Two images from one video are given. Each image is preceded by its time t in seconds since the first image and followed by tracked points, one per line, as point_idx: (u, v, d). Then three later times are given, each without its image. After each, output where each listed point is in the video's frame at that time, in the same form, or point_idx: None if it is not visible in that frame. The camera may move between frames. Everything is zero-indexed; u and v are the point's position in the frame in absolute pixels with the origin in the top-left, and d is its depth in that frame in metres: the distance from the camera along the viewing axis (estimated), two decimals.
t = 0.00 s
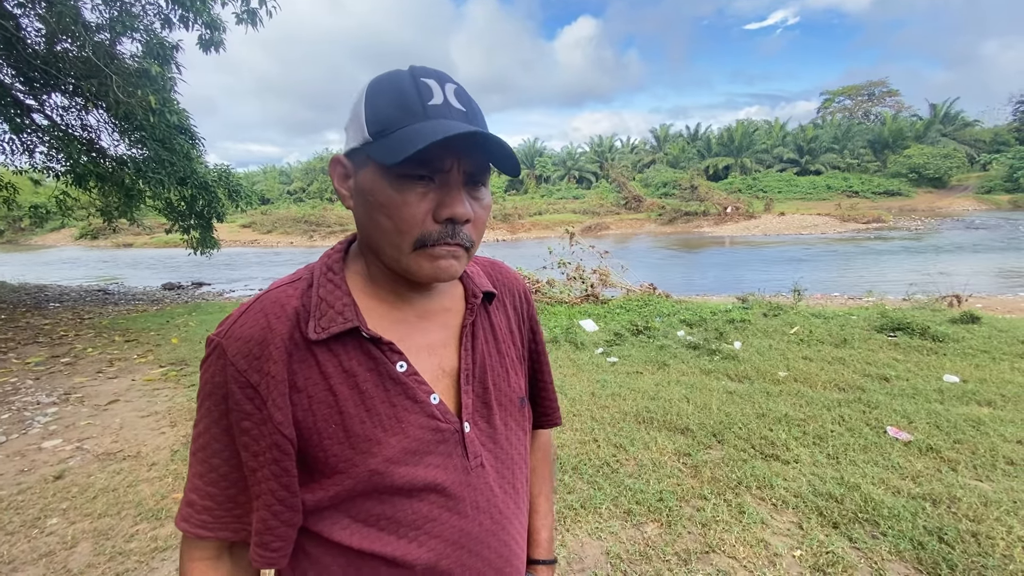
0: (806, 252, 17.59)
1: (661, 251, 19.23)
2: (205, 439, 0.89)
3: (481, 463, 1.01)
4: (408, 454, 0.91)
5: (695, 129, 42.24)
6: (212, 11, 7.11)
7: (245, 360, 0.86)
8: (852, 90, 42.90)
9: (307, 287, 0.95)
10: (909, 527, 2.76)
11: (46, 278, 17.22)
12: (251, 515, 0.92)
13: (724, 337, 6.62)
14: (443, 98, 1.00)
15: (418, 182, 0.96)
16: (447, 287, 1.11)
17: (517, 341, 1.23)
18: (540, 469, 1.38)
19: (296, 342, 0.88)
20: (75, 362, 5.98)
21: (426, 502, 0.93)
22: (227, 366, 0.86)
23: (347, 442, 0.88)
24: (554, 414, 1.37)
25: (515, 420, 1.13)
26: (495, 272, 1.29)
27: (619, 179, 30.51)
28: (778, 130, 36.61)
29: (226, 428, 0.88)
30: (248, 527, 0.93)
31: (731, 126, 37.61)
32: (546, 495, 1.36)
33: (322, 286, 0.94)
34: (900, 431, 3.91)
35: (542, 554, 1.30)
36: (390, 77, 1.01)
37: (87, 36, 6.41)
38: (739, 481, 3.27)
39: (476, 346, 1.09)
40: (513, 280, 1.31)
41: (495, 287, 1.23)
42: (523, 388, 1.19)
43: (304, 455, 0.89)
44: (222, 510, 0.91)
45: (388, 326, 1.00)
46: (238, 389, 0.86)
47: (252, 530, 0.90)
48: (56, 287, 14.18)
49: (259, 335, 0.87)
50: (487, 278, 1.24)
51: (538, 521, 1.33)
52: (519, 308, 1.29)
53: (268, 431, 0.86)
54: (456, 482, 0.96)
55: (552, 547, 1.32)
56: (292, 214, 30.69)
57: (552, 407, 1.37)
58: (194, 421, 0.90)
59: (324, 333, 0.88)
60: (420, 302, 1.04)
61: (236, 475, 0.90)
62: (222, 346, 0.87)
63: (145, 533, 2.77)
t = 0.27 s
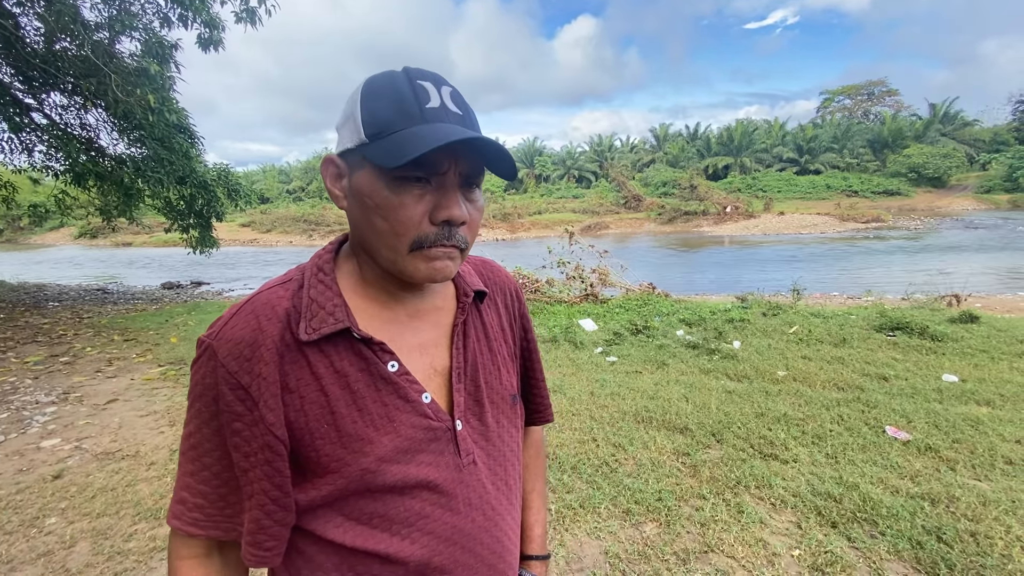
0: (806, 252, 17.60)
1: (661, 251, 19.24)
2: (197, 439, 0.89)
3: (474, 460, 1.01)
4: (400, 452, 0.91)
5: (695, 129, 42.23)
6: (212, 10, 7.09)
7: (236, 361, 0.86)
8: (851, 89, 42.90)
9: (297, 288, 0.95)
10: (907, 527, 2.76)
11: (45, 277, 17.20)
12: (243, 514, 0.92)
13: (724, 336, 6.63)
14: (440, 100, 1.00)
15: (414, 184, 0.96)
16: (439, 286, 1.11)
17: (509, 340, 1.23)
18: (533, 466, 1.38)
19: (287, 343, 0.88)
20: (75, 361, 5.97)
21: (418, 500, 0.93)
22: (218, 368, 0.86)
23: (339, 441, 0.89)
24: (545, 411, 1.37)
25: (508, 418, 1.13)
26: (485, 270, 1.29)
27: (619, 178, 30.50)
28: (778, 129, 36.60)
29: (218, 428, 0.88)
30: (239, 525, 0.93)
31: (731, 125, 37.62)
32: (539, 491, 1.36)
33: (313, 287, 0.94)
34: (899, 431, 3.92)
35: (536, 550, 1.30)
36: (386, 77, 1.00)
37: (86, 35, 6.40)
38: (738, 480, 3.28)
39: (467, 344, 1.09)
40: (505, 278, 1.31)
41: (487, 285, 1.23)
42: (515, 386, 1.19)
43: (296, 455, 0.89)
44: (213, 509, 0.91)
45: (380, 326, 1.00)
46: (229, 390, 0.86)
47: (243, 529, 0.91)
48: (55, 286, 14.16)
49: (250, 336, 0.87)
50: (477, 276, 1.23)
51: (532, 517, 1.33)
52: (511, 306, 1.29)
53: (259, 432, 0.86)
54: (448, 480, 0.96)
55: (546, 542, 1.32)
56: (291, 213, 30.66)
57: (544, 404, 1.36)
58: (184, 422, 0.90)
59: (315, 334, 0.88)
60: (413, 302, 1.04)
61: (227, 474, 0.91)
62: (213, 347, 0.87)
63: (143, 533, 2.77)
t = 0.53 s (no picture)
0: (806, 251, 17.61)
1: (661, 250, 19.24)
2: (189, 441, 0.90)
3: (467, 460, 1.01)
4: (391, 454, 0.91)
5: (695, 128, 42.22)
6: (211, 9, 7.09)
7: (226, 367, 0.87)
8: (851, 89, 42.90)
9: (288, 294, 0.95)
10: (906, 527, 2.77)
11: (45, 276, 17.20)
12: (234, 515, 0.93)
13: (724, 336, 6.64)
14: (423, 104, 1.00)
15: (400, 189, 0.96)
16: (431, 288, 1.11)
17: (503, 340, 1.23)
18: (529, 464, 1.38)
19: (276, 349, 0.88)
20: (75, 361, 5.97)
21: (411, 499, 0.94)
22: (209, 373, 0.87)
23: (330, 444, 0.89)
24: (542, 408, 1.37)
25: (502, 418, 1.14)
26: (479, 270, 1.29)
27: (619, 178, 30.50)
28: (778, 129, 36.60)
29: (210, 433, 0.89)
30: (230, 525, 0.94)
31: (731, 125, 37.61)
32: (537, 489, 1.36)
33: (302, 292, 0.95)
34: (898, 431, 3.92)
35: (534, 549, 1.30)
36: (368, 83, 1.00)
37: (86, 34, 6.40)
38: (738, 480, 3.28)
39: (459, 345, 1.09)
40: (499, 277, 1.31)
41: (480, 285, 1.23)
42: (509, 386, 1.19)
43: (288, 457, 0.90)
44: (204, 509, 0.92)
45: (371, 329, 1.00)
46: (220, 395, 0.87)
47: (235, 529, 0.92)
48: (56, 285, 14.15)
49: (240, 343, 0.87)
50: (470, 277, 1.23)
51: (530, 515, 1.34)
52: (505, 306, 1.28)
53: (251, 435, 0.87)
54: (441, 479, 0.97)
55: (545, 540, 1.33)
56: (291, 213, 30.66)
57: (541, 403, 1.36)
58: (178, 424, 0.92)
59: (304, 339, 0.89)
60: (404, 305, 1.04)
61: (218, 476, 0.92)
62: (203, 354, 0.88)
63: (143, 532, 2.78)
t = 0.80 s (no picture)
0: (806, 251, 17.60)
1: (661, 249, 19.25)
2: (184, 443, 0.91)
3: (464, 456, 1.01)
4: (387, 450, 0.92)
5: (696, 128, 42.19)
6: (212, 8, 7.09)
7: (222, 368, 0.87)
8: (853, 89, 42.85)
9: (281, 295, 0.96)
10: (906, 527, 2.77)
11: (46, 275, 17.22)
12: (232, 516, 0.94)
13: (724, 336, 6.64)
14: (398, 100, 0.99)
15: (379, 186, 0.96)
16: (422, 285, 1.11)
17: (499, 336, 1.23)
18: (529, 460, 1.38)
19: (270, 348, 0.89)
20: (75, 359, 5.98)
21: (408, 495, 0.94)
22: (205, 375, 0.87)
23: (326, 441, 0.90)
24: (541, 404, 1.37)
25: (499, 413, 1.14)
26: (475, 268, 1.28)
27: (620, 177, 30.50)
28: (779, 128, 36.57)
29: (204, 435, 0.90)
30: (228, 526, 0.95)
31: (732, 124, 37.58)
32: (537, 485, 1.37)
33: (295, 292, 0.95)
34: (898, 430, 3.92)
35: (535, 544, 1.31)
36: (344, 83, 1.01)
37: (87, 32, 6.40)
38: (737, 480, 3.28)
39: (454, 342, 1.09)
40: (495, 274, 1.31)
41: (475, 282, 1.23)
42: (506, 381, 1.19)
43: (285, 455, 0.91)
44: (202, 512, 0.93)
45: (365, 328, 1.00)
46: (215, 396, 0.87)
47: (234, 530, 0.93)
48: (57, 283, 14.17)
49: (235, 343, 0.88)
50: (466, 274, 1.23)
51: (530, 511, 1.34)
52: (501, 303, 1.28)
53: (248, 435, 0.88)
54: (438, 475, 0.97)
55: (545, 536, 1.33)
56: (292, 211, 30.67)
57: (540, 399, 1.36)
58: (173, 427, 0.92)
59: (297, 339, 0.89)
60: (395, 302, 1.04)
61: (215, 477, 0.92)
62: (198, 356, 0.88)
63: (144, 530, 2.78)
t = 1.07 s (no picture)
0: (808, 251, 17.57)
1: (663, 249, 19.25)
2: (202, 451, 0.89)
3: (471, 450, 1.02)
4: (398, 443, 0.92)
5: (698, 127, 42.14)
6: (214, 6, 7.09)
7: (239, 364, 0.87)
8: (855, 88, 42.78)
9: (292, 291, 0.96)
10: (906, 526, 2.77)
11: (49, 272, 17.27)
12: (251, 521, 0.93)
13: (725, 335, 6.63)
14: (396, 93, 0.99)
15: (378, 178, 0.97)
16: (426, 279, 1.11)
17: (503, 331, 1.23)
18: (530, 457, 1.39)
19: (284, 342, 0.89)
20: (78, 356, 6.00)
21: (417, 489, 0.95)
22: (220, 372, 0.86)
23: (339, 435, 0.90)
24: (543, 401, 1.38)
25: (503, 409, 1.15)
26: (478, 265, 1.29)
27: (621, 176, 30.48)
28: (781, 128, 36.53)
29: (223, 438, 0.88)
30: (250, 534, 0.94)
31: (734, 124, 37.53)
32: (539, 481, 1.37)
33: (306, 288, 0.95)
34: (899, 430, 3.92)
35: (536, 539, 1.31)
36: (345, 80, 1.02)
37: (89, 30, 6.41)
38: (737, 479, 3.28)
39: (461, 338, 1.10)
40: (498, 271, 1.32)
41: (478, 278, 1.24)
42: (509, 377, 1.20)
43: (298, 451, 0.91)
44: (225, 523, 0.91)
45: (374, 323, 1.01)
46: (231, 393, 0.86)
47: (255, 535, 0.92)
48: (59, 281, 14.20)
49: (250, 339, 0.88)
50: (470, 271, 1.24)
51: (532, 507, 1.34)
52: (504, 299, 1.29)
53: (264, 432, 0.87)
54: (447, 469, 0.98)
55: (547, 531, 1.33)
56: (293, 210, 30.69)
57: (541, 395, 1.37)
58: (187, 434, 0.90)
59: (311, 333, 0.89)
60: (400, 296, 1.05)
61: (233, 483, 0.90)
62: (213, 353, 0.87)
63: (146, 526, 2.79)
